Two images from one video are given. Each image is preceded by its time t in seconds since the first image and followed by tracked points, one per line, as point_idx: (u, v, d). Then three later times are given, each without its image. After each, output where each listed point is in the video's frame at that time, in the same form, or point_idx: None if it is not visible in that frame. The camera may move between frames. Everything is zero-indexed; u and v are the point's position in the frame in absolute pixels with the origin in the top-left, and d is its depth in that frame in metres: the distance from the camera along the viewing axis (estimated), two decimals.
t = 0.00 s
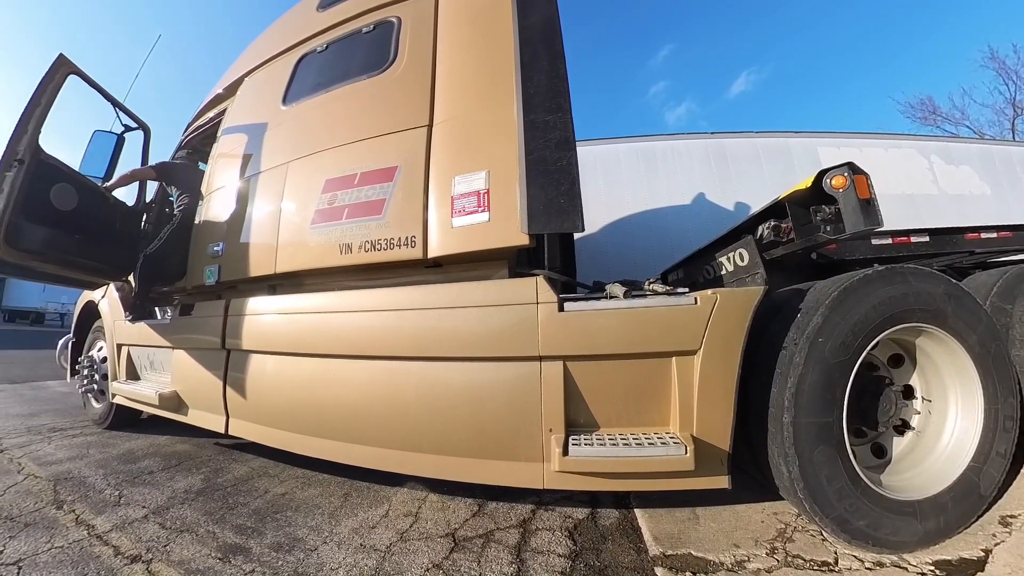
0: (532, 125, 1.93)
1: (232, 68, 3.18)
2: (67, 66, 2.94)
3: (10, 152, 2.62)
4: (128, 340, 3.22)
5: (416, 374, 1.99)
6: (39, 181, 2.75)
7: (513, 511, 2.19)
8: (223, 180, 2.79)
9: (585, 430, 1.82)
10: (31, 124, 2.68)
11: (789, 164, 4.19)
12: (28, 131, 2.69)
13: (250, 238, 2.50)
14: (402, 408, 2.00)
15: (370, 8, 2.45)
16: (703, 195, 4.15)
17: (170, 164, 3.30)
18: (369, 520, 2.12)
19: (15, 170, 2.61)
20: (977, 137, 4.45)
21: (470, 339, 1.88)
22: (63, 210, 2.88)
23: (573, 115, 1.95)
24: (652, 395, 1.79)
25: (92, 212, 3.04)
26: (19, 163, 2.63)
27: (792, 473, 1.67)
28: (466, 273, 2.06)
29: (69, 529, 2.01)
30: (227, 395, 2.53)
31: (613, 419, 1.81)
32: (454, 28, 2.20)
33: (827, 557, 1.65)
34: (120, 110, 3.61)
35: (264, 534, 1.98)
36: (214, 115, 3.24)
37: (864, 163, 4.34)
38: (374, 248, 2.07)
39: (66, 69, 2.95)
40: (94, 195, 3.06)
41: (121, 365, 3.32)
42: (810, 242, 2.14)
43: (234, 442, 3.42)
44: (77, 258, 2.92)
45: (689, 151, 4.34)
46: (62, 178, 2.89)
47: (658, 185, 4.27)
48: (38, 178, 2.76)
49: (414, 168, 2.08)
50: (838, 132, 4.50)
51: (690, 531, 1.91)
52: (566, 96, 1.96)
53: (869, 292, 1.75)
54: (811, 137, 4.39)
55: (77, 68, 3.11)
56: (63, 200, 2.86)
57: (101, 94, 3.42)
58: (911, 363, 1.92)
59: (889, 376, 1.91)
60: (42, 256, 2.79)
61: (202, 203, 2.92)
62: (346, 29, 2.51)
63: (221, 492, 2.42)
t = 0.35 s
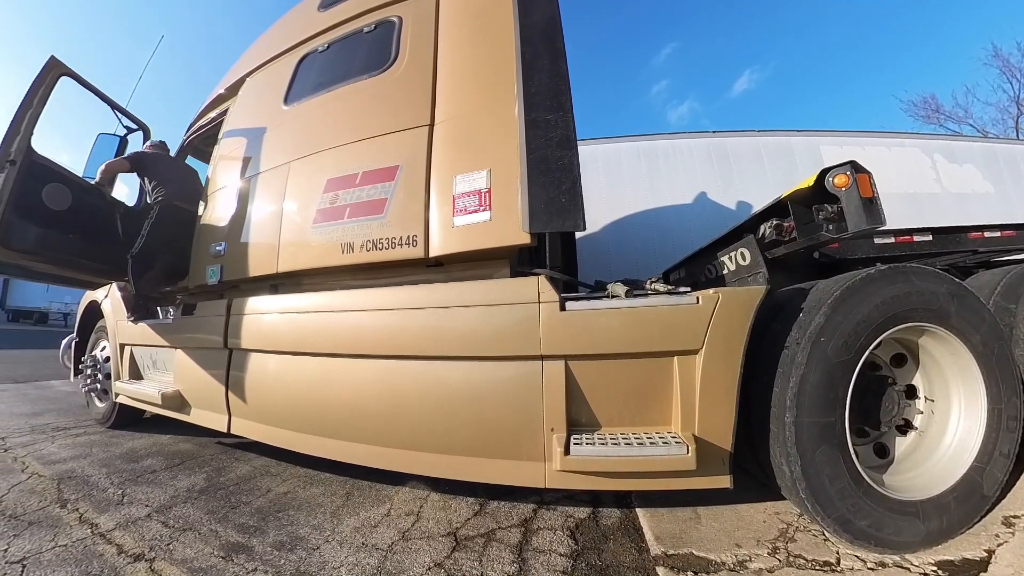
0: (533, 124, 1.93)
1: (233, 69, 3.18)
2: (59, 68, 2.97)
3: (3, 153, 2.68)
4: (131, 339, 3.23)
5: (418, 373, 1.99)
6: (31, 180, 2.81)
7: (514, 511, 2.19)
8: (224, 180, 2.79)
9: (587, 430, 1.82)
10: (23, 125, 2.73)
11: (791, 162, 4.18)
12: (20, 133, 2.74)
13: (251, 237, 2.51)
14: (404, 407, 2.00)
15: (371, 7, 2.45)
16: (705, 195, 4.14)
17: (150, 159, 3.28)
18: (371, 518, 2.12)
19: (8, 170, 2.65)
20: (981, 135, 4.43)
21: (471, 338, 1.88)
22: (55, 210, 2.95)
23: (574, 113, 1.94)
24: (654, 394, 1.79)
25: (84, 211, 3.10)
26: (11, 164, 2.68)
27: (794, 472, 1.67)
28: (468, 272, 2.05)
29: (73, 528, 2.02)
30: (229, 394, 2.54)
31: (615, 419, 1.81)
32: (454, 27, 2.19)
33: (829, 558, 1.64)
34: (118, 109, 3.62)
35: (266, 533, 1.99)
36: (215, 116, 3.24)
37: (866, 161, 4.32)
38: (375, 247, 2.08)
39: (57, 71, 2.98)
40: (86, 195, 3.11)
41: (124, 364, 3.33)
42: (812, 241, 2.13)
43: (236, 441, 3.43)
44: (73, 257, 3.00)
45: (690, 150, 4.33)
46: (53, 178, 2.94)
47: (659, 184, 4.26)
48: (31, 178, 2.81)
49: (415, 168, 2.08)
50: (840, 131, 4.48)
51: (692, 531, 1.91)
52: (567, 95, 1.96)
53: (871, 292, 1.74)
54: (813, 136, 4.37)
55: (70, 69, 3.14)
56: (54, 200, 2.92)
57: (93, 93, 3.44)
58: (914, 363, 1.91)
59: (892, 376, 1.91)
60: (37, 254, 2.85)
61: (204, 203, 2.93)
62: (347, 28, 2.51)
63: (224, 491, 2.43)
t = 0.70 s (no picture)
0: (534, 124, 1.93)
1: (235, 69, 3.19)
2: (58, 69, 2.97)
3: (3, 154, 2.70)
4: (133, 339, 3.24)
5: (420, 372, 1.99)
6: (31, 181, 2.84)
7: (516, 510, 2.19)
8: (226, 180, 2.79)
9: (589, 429, 1.82)
10: (22, 126, 2.75)
11: (793, 161, 4.17)
12: (20, 134, 2.76)
13: (253, 237, 2.51)
14: (405, 407, 2.00)
15: (372, 7, 2.45)
16: (707, 193, 4.13)
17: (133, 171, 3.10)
18: (373, 517, 2.13)
19: (8, 171, 2.67)
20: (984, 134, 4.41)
21: (473, 338, 1.88)
22: (55, 210, 3.00)
23: (576, 112, 1.94)
24: (655, 393, 1.78)
25: (85, 213, 3.17)
26: (11, 166, 2.70)
27: (795, 472, 1.67)
28: (470, 272, 2.05)
29: (77, 526, 2.03)
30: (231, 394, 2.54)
31: (616, 418, 1.81)
32: (456, 27, 2.19)
33: (831, 558, 1.64)
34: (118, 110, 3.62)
35: (269, 531, 2.00)
36: (217, 116, 3.25)
37: (868, 160, 4.31)
38: (377, 247, 2.08)
39: (56, 72, 2.99)
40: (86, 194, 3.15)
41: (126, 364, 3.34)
42: (813, 240, 2.12)
43: (239, 440, 3.44)
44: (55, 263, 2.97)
45: (692, 149, 4.32)
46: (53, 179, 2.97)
47: (661, 184, 4.25)
48: (31, 179, 2.83)
49: (416, 168, 2.08)
50: (843, 129, 4.47)
51: (693, 531, 1.90)
52: (568, 94, 1.95)
53: (874, 291, 1.74)
54: (815, 134, 4.36)
55: (69, 69, 3.14)
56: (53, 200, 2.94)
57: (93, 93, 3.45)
58: (917, 362, 1.91)
59: (894, 375, 1.90)
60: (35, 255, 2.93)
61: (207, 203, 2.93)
62: (348, 28, 2.51)
63: (226, 491, 2.44)
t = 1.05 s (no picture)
0: (536, 123, 1.93)
1: (236, 69, 3.19)
2: (57, 69, 2.98)
3: (4, 156, 2.79)
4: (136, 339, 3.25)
5: (422, 371, 1.99)
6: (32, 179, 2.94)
7: (518, 509, 2.20)
8: (228, 181, 2.80)
9: (591, 429, 1.82)
10: (23, 129, 2.82)
11: (795, 160, 4.15)
12: (20, 135, 2.84)
13: (254, 237, 2.52)
14: (407, 406, 2.01)
15: (373, 6, 2.44)
16: (709, 193, 4.12)
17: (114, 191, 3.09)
18: (375, 516, 2.14)
19: (8, 173, 2.77)
20: (987, 132, 4.39)
21: (475, 337, 1.88)
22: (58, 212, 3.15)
23: (577, 111, 1.94)
24: (657, 393, 1.78)
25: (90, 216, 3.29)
26: (12, 167, 2.80)
27: (798, 472, 1.67)
28: (472, 271, 2.05)
29: (81, 524, 2.05)
30: (234, 393, 2.55)
31: (619, 418, 1.81)
32: (457, 26, 2.19)
33: (833, 558, 1.64)
34: (119, 111, 3.64)
35: (272, 530, 2.00)
36: (218, 116, 3.25)
37: (871, 158, 4.29)
38: (379, 246, 2.08)
39: (56, 73, 2.99)
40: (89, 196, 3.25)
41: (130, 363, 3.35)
42: (816, 239, 2.11)
43: (242, 439, 3.46)
44: (39, 271, 3.07)
45: (694, 148, 4.32)
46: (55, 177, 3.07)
47: (663, 183, 4.24)
48: (31, 178, 2.94)
49: (416, 168, 2.08)
50: (846, 127, 4.45)
51: (695, 530, 1.90)
52: (570, 93, 1.95)
53: (877, 290, 1.73)
54: (817, 132, 4.35)
55: (69, 69, 3.14)
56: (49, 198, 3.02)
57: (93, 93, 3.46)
58: (920, 362, 1.90)
59: (897, 375, 1.90)
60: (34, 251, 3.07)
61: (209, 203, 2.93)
62: (349, 28, 2.51)
63: (229, 489, 2.45)
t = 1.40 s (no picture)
0: (537, 122, 1.92)
1: (238, 69, 3.19)
2: (59, 70, 2.99)
3: (5, 156, 2.81)
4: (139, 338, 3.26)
5: (424, 371, 2.00)
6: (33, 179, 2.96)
7: (519, 508, 2.20)
8: (230, 180, 2.80)
9: (592, 427, 1.82)
10: (25, 130, 2.84)
11: (798, 158, 4.14)
12: (22, 136, 2.86)
13: (256, 237, 2.52)
14: (408, 405, 2.01)
15: (374, 5, 2.44)
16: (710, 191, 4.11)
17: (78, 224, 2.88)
18: (377, 515, 2.14)
19: (10, 173, 2.79)
20: (991, 130, 4.37)
21: (477, 336, 1.89)
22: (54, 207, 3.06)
23: (579, 110, 1.93)
24: (659, 391, 1.78)
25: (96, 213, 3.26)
26: (14, 168, 2.82)
27: (800, 471, 1.66)
28: (474, 270, 2.05)
29: (85, 523, 2.06)
30: (236, 392, 2.56)
31: (620, 416, 1.81)
32: (458, 25, 2.18)
33: (834, 557, 1.64)
34: (122, 113, 3.64)
35: (274, 528, 2.01)
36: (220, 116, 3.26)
37: (873, 157, 4.28)
38: (380, 245, 2.08)
39: (57, 74, 2.99)
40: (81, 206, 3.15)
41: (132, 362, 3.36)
42: (818, 238, 2.11)
43: (244, 438, 3.46)
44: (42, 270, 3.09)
45: (696, 146, 4.31)
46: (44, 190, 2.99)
47: (664, 181, 4.24)
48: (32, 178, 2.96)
49: (418, 167, 2.08)
50: (848, 126, 4.43)
51: (696, 529, 1.90)
52: (571, 91, 1.95)
53: (879, 289, 1.73)
54: (820, 131, 4.33)
55: (69, 70, 3.14)
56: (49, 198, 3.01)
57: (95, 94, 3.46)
58: (922, 361, 1.90)
59: (899, 374, 1.89)
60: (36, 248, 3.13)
61: (211, 203, 2.93)
62: (350, 27, 2.51)
63: (231, 488, 2.46)
